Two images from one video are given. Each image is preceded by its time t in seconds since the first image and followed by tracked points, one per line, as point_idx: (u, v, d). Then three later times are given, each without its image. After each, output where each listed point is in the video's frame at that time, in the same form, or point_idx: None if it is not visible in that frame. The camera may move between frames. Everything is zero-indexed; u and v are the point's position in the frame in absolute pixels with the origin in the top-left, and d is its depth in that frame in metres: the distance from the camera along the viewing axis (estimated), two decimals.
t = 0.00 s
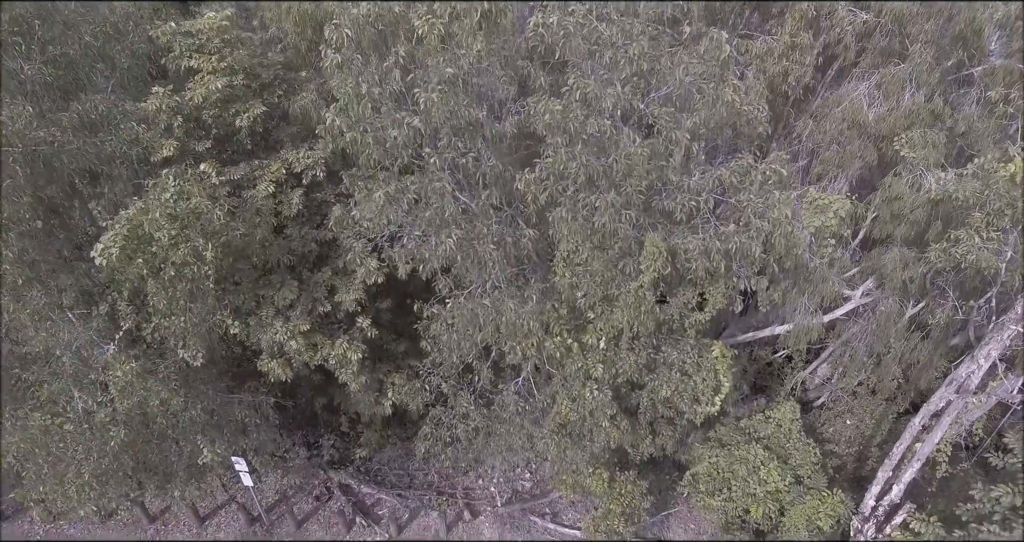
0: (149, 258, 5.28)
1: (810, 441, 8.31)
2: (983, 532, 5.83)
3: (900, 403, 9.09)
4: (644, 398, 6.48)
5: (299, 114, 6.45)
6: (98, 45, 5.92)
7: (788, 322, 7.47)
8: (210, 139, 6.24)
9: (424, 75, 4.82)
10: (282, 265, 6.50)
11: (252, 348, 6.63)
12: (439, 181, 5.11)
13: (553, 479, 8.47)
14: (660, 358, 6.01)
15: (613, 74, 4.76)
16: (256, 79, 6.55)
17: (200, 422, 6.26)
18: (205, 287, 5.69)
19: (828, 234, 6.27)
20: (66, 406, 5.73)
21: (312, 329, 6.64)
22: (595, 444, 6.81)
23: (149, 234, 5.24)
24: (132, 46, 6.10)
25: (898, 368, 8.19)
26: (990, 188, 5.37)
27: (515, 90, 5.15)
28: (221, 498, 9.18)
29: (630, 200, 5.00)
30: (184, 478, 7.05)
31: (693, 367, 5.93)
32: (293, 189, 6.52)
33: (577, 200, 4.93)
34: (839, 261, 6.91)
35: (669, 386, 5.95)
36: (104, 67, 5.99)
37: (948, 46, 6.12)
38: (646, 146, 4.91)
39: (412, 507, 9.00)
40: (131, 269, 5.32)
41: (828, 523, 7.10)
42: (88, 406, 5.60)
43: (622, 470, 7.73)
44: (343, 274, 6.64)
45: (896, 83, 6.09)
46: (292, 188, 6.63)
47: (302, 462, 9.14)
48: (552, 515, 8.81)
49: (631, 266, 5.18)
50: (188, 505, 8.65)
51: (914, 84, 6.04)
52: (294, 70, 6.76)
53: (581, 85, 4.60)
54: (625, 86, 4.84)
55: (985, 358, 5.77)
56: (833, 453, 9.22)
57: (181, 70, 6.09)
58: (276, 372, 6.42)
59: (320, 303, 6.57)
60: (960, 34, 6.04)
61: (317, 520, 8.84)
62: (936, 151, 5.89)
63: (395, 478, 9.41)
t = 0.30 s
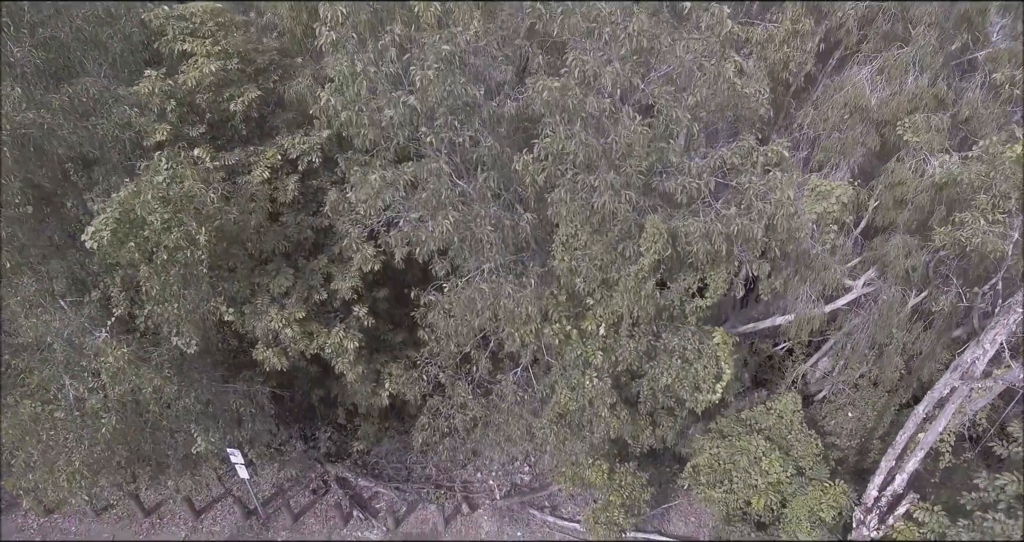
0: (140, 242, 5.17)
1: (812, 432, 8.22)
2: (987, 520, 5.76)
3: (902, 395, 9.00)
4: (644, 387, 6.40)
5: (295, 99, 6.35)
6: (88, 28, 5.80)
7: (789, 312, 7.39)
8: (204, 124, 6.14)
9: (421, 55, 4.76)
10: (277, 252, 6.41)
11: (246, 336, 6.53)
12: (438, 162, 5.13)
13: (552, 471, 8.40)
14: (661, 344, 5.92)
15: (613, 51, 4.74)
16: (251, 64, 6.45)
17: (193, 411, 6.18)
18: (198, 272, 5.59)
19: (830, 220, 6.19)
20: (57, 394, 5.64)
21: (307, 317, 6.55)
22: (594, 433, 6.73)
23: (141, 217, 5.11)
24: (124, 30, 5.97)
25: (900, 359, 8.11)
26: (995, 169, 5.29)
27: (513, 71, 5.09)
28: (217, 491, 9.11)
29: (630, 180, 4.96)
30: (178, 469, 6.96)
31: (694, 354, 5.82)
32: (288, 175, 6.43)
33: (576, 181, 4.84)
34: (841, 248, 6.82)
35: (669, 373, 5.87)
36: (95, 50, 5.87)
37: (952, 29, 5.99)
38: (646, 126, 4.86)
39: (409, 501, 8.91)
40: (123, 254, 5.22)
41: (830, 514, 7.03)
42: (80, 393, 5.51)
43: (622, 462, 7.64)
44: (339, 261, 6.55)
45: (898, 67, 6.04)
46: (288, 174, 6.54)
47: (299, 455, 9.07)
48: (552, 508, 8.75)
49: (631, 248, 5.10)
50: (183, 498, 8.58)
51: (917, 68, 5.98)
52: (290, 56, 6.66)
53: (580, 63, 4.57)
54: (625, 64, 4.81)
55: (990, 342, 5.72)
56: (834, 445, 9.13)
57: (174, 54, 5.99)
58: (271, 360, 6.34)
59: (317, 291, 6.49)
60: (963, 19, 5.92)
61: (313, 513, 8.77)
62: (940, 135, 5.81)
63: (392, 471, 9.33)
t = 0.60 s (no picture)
0: (132, 223, 5.06)
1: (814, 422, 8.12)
2: (994, 506, 5.67)
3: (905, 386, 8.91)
4: (645, 374, 6.31)
5: (290, 82, 6.26)
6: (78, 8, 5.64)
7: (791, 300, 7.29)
8: (197, 106, 6.02)
9: (418, 29, 4.67)
10: (271, 237, 6.31)
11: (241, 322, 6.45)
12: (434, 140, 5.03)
13: (552, 463, 8.32)
14: (661, 329, 5.83)
15: (613, 27, 4.73)
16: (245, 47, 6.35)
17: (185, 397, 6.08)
18: (191, 255, 5.50)
19: (833, 204, 6.10)
20: (46, 379, 5.52)
21: (302, 303, 6.45)
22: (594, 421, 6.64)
23: (132, 198, 5.02)
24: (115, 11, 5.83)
25: (903, 347, 8.02)
26: (1002, 148, 5.21)
27: (513, 48, 5.06)
28: (213, 484, 9.01)
29: (629, 157, 4.88)
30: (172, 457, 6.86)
31: (695, 338, 5.72)
32: (283, 158, 6.33)
33: (575, 159, 4.75)
34: (844, 234, 6.73)
35: (670, 357, 5.78)
36: (85, 31, 5.74)
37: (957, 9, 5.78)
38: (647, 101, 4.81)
39: (406, 493, 8.87)
40: (114, 236, 5.10)
41: (833, 503, 6.96)
42: (70, 377, 5.41)
43: (622, 452, 7.55)
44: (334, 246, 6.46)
45: (902, 48, 5.98)
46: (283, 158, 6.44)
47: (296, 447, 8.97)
48: (551, 500, 8.68)
49: (631, 228, 5.01)
50: (178, 490, 8.49)
51: (921, 48, 5.91)
52: (284, 38, 6.56)
53: (580, 36, 4.48)
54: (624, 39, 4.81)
55: (998, 323, 5.73)
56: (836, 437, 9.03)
57: (166, 35, 5.88)
58: (266, 347, 6.24)
59: (312, 276, 6.39)
60: None
61: (310, 505, 8.69)
62: (945, 116, 5.72)
63: (390, 463, 9.24)
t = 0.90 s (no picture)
0: (123, 205, 4.95)
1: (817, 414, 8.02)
2: (1003, 494, 5.58)
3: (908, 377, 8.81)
4: (645, 362, 6.22)
5: (285, 66, 6.17)
6: None
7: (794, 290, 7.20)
8: (191, 91, 5.94)
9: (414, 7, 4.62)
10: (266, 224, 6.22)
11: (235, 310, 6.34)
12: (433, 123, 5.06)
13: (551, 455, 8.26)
14: (662, 315, 5.73)
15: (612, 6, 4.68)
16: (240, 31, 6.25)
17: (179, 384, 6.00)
18: (184, 239, 5.41)
19: (836, 189, 6.02)
20: (36, 365, 5.42)
21: (298, 291, 6.36)
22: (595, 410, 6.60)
23: (124, 180, 4.92)
24: None
25: (906, 338, 7.93)
26: (1010, 127, 5.12)
27: (512, 28, 5.01)
28: (209, 477, 8.94)
29: (629, 136, 4.82)
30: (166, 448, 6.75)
31: (695, 324, 5.64)
32: (279, 144, 6.24)
33: (574, 138, 4.68)
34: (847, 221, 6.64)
35: (671, 344, 5.69)
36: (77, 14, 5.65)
37: None
38: (648, 79, 4.74)
39: (404, 486, 8.76)
40: (104, 219, 5.00)
41: (836, 494, 6.88)
42: (61, 364, 5.31)
43: (622, 444, 7.47)
44: (331, 233, 6.37)
45: (906, 31, 5.91)
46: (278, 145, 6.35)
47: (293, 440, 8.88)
48: (550, 493, 8.62)
49: (632, 207, 5.01)
50: (174, 483, 8.41)
51: (925, 31, 5.85)
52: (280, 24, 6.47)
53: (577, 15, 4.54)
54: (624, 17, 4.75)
55: (1005, 307, 5.59)
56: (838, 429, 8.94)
57: (160, 18, 5.82)
58: (261, 334, 6.15)
59: (308, 264, 6.30)
60: None
61: (307, 499, 8.58)
62: (949, 99, 5.64)
63: (387, 456, 9.16)
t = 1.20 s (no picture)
0: (114, 184, 4.83)
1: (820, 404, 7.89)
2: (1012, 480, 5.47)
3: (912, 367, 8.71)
4: (646, 347, 6.12)
5: (280, 47, 6.06)
6: None
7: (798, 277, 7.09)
8: (184, 71, 5.83)
9: None
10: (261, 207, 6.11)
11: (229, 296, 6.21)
12: (432, 98, 5.03)
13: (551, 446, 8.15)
14: (664, 298, 5.63)
15: None
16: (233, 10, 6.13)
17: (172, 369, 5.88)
18: (176, 220, 5.29)
19: (842, 171, 5.91)
20: (24, 348, 5.28)
21: (293, 275, 6.24)
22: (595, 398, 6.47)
23: (115, 157, 4.80)
24: None
25: (911, 327, 7.83)
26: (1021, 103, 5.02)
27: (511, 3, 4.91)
28: (205, 468, 8.83)
29: (630, 110, 4.72)
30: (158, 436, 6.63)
31: (698, 307, 5.54)
32: (274, 126, 6.13)
33: (575, 113, 4.57)
34: (852, 206, 6.54)
35: (673, 327, 5.59)
36: None
37: None
38: (650, 53, 4.64)
39: (402, 478, 8.65)
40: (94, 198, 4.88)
41: (840, 484, 6.77)
42: (50, 346, 5.19)
43: (623, 433, 7.35)
44: (327, 217, 6.27)
45: (912, 10, 5.81)
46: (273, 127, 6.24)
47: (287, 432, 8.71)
48: (550, 484, 8.52)
49: (633, 185, 4.91)
50: (169, 475, 8.31)
51: (932, 11, 5.75)
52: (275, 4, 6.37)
53: None
54: None
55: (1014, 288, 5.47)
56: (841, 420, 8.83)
57: None
58: (255, 320, 6.04)
59: (304, 248, 6.20)
60: None
61: (304, 491, 8.49)
62: (956, 78, 5.54)
63: (385, 447, 9.05)
